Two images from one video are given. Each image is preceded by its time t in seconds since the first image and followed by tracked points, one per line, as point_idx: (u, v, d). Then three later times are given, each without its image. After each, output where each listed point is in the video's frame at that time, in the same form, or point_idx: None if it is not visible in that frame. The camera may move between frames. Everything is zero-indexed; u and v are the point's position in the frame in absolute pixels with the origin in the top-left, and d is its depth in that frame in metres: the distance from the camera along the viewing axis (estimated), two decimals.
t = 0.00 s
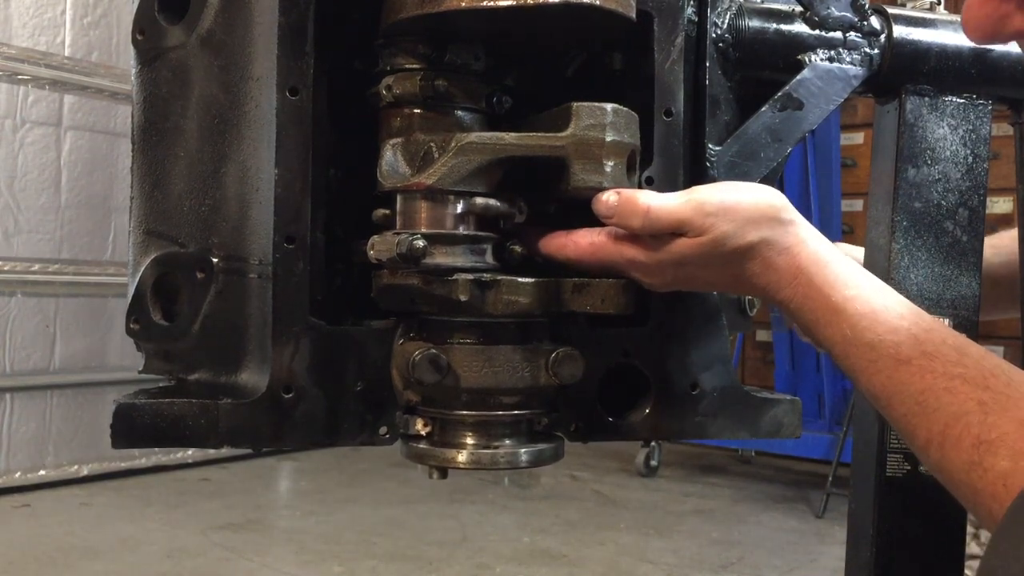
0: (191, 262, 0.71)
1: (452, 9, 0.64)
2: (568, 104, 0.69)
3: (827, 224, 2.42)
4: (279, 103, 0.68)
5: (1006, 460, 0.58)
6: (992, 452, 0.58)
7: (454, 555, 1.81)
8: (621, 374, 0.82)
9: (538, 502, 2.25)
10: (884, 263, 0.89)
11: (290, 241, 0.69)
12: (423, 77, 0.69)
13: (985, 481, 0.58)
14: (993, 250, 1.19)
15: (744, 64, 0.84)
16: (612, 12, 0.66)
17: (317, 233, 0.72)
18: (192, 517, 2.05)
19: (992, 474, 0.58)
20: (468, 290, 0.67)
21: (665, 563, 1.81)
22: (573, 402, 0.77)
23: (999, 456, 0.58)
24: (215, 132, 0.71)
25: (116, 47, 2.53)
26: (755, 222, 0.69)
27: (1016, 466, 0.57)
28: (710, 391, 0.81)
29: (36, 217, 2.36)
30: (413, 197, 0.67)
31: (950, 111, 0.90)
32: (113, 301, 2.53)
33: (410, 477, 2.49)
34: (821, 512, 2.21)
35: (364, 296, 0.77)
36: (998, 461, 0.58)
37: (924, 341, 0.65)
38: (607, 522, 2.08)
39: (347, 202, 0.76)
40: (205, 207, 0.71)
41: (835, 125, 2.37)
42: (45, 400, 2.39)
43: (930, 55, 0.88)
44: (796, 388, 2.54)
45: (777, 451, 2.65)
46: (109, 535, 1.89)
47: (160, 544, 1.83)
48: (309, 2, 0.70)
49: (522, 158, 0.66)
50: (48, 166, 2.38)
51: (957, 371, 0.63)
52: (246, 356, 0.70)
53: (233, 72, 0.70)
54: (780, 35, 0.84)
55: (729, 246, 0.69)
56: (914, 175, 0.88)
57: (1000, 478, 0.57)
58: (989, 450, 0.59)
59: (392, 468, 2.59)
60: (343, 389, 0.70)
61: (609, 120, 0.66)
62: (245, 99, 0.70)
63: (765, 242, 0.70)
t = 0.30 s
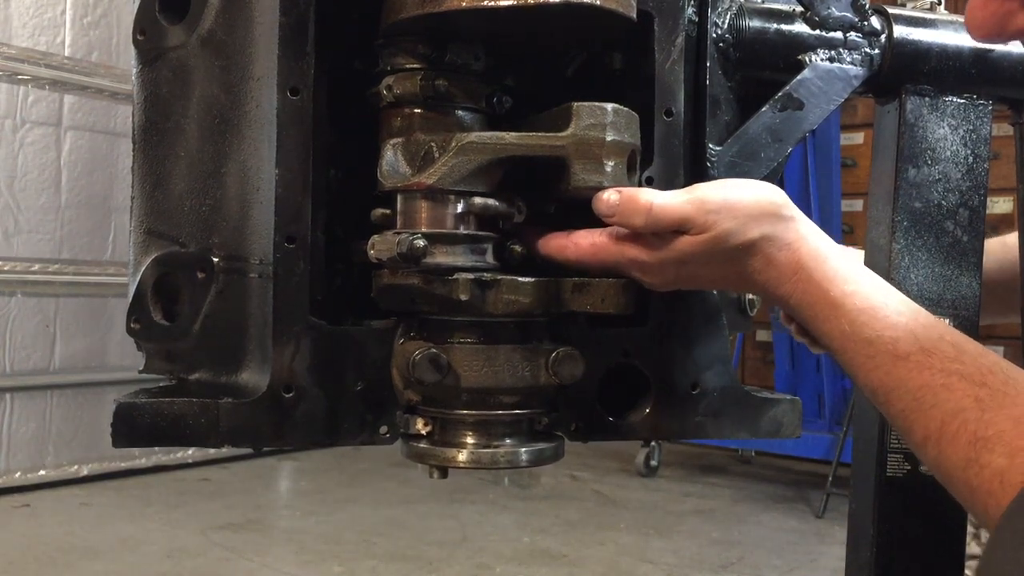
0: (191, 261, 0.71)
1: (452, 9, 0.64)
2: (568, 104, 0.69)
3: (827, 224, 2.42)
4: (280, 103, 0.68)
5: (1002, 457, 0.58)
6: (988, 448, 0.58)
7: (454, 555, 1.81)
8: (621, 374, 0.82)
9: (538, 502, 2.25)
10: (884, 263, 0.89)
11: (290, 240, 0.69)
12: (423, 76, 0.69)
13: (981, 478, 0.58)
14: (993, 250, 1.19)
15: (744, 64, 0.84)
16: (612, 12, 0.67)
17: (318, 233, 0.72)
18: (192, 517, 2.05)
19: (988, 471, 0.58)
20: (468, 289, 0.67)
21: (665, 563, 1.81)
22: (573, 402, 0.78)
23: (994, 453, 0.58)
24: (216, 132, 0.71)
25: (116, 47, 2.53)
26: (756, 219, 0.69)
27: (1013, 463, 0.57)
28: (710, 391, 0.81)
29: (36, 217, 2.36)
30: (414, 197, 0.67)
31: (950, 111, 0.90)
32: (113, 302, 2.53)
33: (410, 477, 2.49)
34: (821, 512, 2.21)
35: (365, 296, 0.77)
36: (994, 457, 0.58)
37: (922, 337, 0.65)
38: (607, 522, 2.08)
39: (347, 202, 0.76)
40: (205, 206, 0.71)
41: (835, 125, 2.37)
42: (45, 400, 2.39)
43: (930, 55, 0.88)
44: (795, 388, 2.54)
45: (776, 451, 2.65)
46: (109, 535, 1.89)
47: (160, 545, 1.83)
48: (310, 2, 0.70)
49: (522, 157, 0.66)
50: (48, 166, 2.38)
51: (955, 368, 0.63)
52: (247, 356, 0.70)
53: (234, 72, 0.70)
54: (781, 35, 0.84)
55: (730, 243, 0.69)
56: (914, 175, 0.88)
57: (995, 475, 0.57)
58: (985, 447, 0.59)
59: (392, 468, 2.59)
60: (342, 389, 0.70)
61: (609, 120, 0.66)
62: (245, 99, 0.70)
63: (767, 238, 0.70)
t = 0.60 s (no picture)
0: (191, 261, 0.71)
1: (452, 9, 0.64)
2: (568, 104, 0.69)
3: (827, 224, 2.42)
4: (279, 103, 0.68)
5: (1002, 458, 0.59)
6: (989, 448, 0.60)
7: (454, 555, 1.81)
8: (621, 374, 0.82)
9: (539, 502, 2.25)
10: (884, 263, 0.89)
11: (289, 241, 0.69)
12: (423, 77, 0.69)
13: (981, 477, 0.60)
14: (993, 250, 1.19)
15: (743, 64, 0.84)
16: (612, 12, 0.67)
17: (317, 233, 0.72)
18: (192, 517, 2.05)
19: (988, 471, 0.59)
20: (468, 290, 0.66)
21: (665, 563, 1.81)
22: (573, 402, 0.78)
23: (995, 453, 0.60)
24: (215, 132, 0.71)
25: (116, 47, 2.53)
26: (770, 217, 0.69)
27: (1012, 463, 0.59)
28: (709, 391, 0.81)
29: (36, 217, 2.36)
30: (413, 197, 0.67)
31: (950, 111, 0.90)
32: (113, 302, 2.53)
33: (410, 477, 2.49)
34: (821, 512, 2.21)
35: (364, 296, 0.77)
36: (994, 458, 0.59)
37: (926, 338, 0.67)
38: (607, 522, 2.08)
39: (347, 202, 0.76)
40: (205, 207, 0.71)
41: (835, 125, 2.37)
42: (45, 400, 2.39)
43: (930, 55, 0.88)
44: (795, 388, 2.54)
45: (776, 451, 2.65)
46: (109, 535, 1.89)
47: (160, 544, 1.83)
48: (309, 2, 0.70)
49: (522, 157, 0.66)
50: (48, 166, 2.38)
51: (957, 369, 0.64)
52: (246, 356, 0.70)
53: (233, 72, 0.70)
54: (781, 35, 0.84)
55: (742, 241, 0.68)
56: (914, 175, 0.88)
57: (996, 475, 0.59)
58: (986, 447, 0.60)
59: (392, 468, 2.59)
60: (342, 389, 0.70)
61: (609, 120, 0.66)
62: (245, 99, 0.70)
63: (778, 236, 0.69)
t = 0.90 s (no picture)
0: (191, 261, 0.71)
1: (452, 9, 0.64)
2: (568, 104, 0.69)
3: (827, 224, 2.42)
4: (279, 103, 0.68)
5: (996, 451, 0.59)
6: (982, 441, 0.60)
7: (454, 555, 1.80)
8: (620, 374, 0.82)
9: (539, 502, 2.25)
10: (884, 263, 0.89)
11: (289, 240, 0.69)
12: (423, 77, 0.69)
13: (975, 469, 0.60)
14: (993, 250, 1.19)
15: (743, 64, 0.84)
16: (612, 12, 0.66)
17: (317, 233, 0.72)
18: (192, 517, 2.05)
19: (982, 464, 0.60)
20: (468, 290, 0.66)
21: (665, 563, 1.81)
22: (573, 402, 0.78)
23: (988, 446, 0.60)
24: (215, 132, 0.71)
25: (116, 48, 2.53)
26: (760, 213, 0.69)
27: (1006, 456, 0.59)
28: (709, 391, 0.81)
29: (36, 217, 2.36)
30: (413, 197, 0.67)
31: (950, 111, 0.90)
32: (113, 302, 2.53)
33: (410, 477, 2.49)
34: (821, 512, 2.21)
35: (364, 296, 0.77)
36: (988, 450, 0.60)
37: (918, 328, 0.66)
38: (607, 522, 2.08)
39: (346, 202, 0.76)
40: (205, 207, 0.71)
41: (835, 125, 2.36)
42: (45, 400, 2.39)
43: (929, 55, 0.88)
44: (795, 388, 2.54)
45: (776, 451, 2.65)
46: (109, 535, 1.89)
47: (160, 544, 1.83)
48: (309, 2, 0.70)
49: (522, 158, 0.66)
50: (48, 166, 2.38)
51: (950, 360, 0.64)
52: (246, 356, 0.70)
53: (233, 72, 0.70)
54: (781, 35, 0.84)
55: (732, 239, 0.69)
56: (914, 175, 0.88)
57: (990, 469, 0.59)
58: (979, 440, 0.60)
59: (392, 468, 2.59)
60: (342, 389, 0.70)
61: (608, 120, 0.66)
62: (245, 99, 0.70)
63: (768, 232, 0.70)
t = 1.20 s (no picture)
0: (191, 261, 0.71)
1: (451, 9, 0.64)
2: (567, 104, 0.69)
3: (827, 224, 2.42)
4: (279, 103, 0.68)
5: (992, 447, 0.59)
6: (978, 437, 0.60)
7: (454, 555, 1.80)
8: (621, 374, 0.82)
9: (539, 502, 2.25)
10: (884, 263, 0.89)
11: (289, 240, 0.69)
12: (423, 76, 0.69)
13: (971, 465, 0.60)
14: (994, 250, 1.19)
15: (743, 64, 0.84)
16: (612, 12, 0.67)
17: (317, 233, 0.72)
18: (192, 517, 2.05)
19: (978, 460, 0.59)
20: (468, 290, 0.66)
21: (665, 563, 1.81)
22: (573, 402, 0.78)
23: (984, 442, 0.59)
24: (215, 132, 0.71)
25: (116, 48, 2.53)
26: (764, 210, 0.69)
27: (1002, 453, 0.58)
28: (709, 391, 0.81)
29: (36, 217, 2.36)
30: (413, 197, 0.67)
31: (950, 111, 0.90)
32: (113, 302, 2.53)
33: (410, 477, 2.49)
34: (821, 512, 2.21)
35: (364, 296, 0.77)
36: (984, 447, 0.59)
37: (918, 324, 0.66)
38: (607, 522, 2.08)
39: (346, 202, 0.76)
40: (205, 207, 0.71)
41: (835, 124, 2.36)
42: (46, 400, 2.39)
43: (928, 56, 0.88)
44: (796, 388, 2.54)
45: (776, 451, 2.65)
46: (109, 535, 1.89)
47: (160, 544, 1.83)
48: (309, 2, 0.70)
49: (522, 158, 0.66)
50: (48, 165, 2.38)
51: (950, 356, 0.64)
52: (246, 356, 0.70)
53: (233, 72, 0.70)
54: (781, 35, 0.84)
55: (736, 238, 0.69)
56: (914, 175, 0.88)
57: (985, 465, 0.59)
58: (976, 436, 0.60)
59: (392, 468, 2.59)
60: (342, 388, 0.70)
61: (608, 120, 0.66)
62: (245, 98, 0.69)
63: (772, 230, 0.70)
